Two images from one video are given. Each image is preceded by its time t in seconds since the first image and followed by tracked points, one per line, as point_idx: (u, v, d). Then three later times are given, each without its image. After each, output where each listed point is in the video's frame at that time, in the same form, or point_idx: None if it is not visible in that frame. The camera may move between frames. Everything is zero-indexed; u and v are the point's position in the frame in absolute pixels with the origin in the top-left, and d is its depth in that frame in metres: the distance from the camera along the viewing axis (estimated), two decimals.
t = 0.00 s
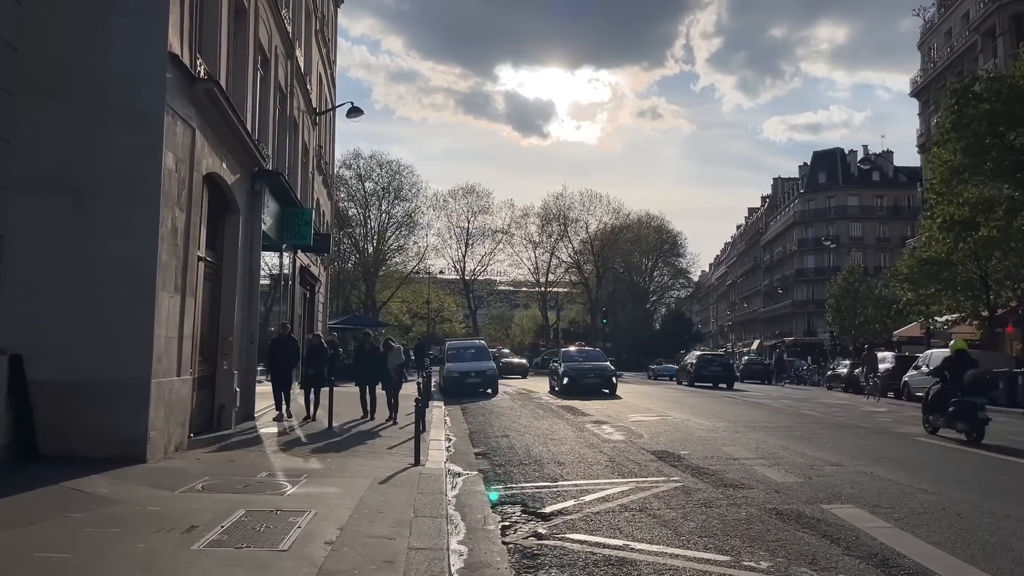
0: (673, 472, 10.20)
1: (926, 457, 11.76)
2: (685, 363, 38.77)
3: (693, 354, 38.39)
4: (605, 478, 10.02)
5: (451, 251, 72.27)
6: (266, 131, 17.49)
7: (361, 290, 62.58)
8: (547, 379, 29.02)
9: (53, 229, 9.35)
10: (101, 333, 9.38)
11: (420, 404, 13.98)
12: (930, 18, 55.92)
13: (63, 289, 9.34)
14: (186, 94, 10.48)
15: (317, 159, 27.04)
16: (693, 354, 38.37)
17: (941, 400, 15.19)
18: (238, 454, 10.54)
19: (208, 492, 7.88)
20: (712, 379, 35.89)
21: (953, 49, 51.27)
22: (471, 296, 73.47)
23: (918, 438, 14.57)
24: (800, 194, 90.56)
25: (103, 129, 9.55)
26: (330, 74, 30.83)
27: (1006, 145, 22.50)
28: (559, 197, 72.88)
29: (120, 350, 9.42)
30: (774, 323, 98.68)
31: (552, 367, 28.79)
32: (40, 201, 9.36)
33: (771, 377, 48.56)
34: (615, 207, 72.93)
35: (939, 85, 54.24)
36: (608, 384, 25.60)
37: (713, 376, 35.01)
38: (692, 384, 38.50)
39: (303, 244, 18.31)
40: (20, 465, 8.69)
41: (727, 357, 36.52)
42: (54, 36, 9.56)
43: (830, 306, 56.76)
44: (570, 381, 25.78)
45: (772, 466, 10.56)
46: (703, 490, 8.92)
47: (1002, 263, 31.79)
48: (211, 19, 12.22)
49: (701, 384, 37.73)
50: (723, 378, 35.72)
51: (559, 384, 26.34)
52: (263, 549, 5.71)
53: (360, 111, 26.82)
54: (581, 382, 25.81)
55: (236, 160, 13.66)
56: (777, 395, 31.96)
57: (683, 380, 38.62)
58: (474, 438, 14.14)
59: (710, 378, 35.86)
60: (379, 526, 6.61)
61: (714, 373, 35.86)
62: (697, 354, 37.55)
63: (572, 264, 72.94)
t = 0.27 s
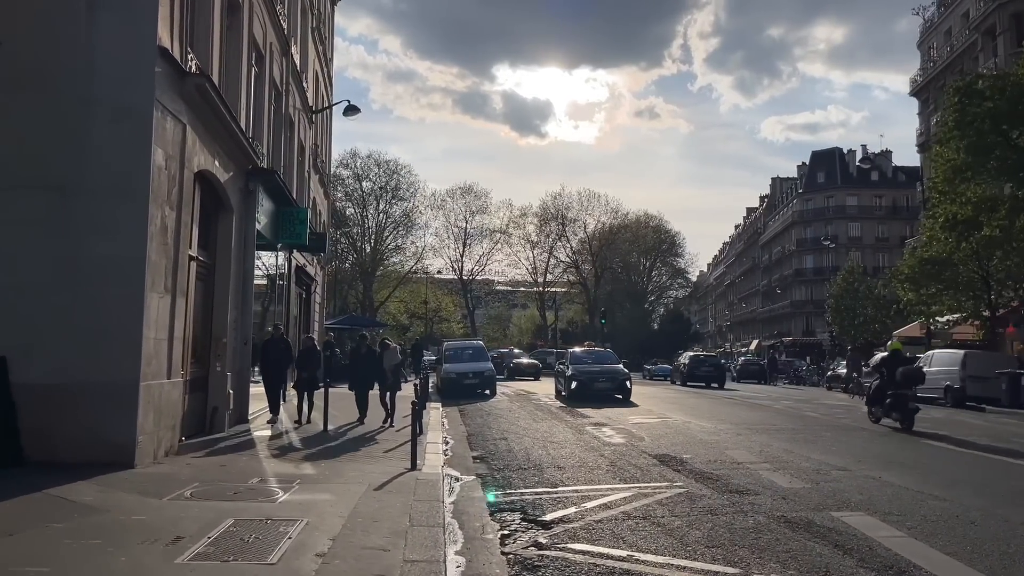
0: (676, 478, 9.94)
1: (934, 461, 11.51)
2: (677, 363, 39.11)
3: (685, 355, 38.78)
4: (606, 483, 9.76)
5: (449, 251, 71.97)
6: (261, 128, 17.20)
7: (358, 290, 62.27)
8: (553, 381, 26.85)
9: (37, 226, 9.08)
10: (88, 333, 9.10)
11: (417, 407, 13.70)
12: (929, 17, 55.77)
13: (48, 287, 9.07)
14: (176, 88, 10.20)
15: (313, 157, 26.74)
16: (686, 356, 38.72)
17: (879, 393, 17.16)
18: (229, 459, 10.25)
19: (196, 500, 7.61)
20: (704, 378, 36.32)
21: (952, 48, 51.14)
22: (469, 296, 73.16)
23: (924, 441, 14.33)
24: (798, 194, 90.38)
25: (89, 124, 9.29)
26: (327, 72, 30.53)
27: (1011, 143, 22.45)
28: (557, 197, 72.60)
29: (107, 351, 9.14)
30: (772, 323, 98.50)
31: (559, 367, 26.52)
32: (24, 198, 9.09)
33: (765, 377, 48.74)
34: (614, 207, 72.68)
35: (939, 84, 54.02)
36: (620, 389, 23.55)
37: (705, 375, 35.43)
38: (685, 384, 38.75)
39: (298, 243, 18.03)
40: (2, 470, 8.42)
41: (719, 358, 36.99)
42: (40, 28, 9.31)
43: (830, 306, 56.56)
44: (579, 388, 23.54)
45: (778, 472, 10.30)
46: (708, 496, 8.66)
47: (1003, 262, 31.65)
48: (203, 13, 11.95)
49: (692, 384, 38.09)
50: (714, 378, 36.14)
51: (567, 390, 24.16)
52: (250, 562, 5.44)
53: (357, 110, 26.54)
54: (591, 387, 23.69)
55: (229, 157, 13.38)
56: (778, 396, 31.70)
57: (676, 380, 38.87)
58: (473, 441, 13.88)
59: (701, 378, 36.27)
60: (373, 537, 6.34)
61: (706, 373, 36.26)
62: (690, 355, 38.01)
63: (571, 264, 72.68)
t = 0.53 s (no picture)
0: (681, 480, 9.73)
1: (942, 464, 11.31)
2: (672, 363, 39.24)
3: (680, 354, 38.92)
4: (609, 486, 9.53)
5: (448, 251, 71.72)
6: (258, 125, 16.97)
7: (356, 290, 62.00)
8: (561, 383, 24.15)
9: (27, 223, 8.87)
10: (78, 333, 8.88)
11: (416, 408, 13.47)
12: (929, 16, 55.62)
13: (37, 286, 8.85)
14: (169, 83, 9.99)
15: (311, 156, 26.49)
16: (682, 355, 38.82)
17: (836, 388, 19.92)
18: (223, 461, 10.04)
19: (188, 504, 7.39)
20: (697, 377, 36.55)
21: (952, 47, 50.98)
22: (468, 296, 72.91)
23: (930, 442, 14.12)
24: (797, 194, 90.19)
25: (79, 118, 9.07)
26: (324, 70, 30.30)
27: (1014, 141, 22.39)
28: (556, 196, 72.37)
29: (98, 351, 8.92)
30: (771, 323, 98.32)
31: (568, 370, 23.79)
32: (13, 194, 8.88)
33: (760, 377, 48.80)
34: (613, 207, 72.44)
35: (938, 83, 53.87)
36: (640, 396, 20.78)
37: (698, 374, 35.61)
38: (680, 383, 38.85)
39: (295, 241, 17.81)
40: None
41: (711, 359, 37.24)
42: (30, 21, 9.10)
43: (830, 306, 56.37)
44: (592, 393, 20.89)
45: (784, 474, 10.10)
46: (714, 500, 8.45)
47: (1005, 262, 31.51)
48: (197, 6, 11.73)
49: (687, 383, 38.22)
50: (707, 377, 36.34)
51: (579, 395, 21.45)
52: (241, 570, 5.24)
53: (354, 108, 26.31)
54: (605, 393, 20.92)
55: (224, 154, 13.15)
56: (779, 396, 31.49)
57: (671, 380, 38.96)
58: (472, 443, 13.66)
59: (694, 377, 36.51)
60: (369, 543, 6.13)
61: (699, 372, 36.50)
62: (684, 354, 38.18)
63: (570, 264, 72.46)
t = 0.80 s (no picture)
0: (687, 482, 9.49)
1: (953, 465, 11.07)
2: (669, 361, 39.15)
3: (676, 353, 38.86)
4: (614, 488, 9.29)
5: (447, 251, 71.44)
6: (255, 121, 16.70)
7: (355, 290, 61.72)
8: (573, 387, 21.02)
9: (15, 217, 8.61)
10: (68, 329, 8.63)
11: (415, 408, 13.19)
12: (930, 15, 55.38)
13: (26, 281, 8.59)
14: (162, 74, 9.74)
15: (309, 154, 26.21)
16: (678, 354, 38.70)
17: (801, 381, 23.39)
18: (216, 462, 9.79)
19: (180, 507, 7.15)
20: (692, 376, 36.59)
21: (954, 46, 50.74)
22: (467, 295, 72.64)
23: (938, 443, 13.88)
24: (797, 193, 89.95)
25: (70, 109, 8.81)
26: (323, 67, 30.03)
27: (1019, 138, 22.17)
28: (555, 196, 72.10)
29: (88, 348, 8.66)
30: (771, 323, 98.08)
31: (580, 371, 20.70)
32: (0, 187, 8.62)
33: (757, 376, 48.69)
34: (612, 206, 72.17)
35: (940, 82, 53.64)
36: (666, 403, 17.62)
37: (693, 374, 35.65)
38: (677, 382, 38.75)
39: (292, 238, 17.55)
40: None
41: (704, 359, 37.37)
42: (19, 9, 8.84)
43: (830, 306, 56.14)
44: (610, 400, 17.77)
45: (793, 476, 9.85)
46: (721, 503, 8.23)
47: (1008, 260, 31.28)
48: None
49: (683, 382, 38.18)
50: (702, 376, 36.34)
51: (596, 401, 18.29)
52: None
53: (353, 105, 26.04)
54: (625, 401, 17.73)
55: (220, 148, 12.89)
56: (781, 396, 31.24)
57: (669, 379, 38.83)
58: (472, 443, 13.40)
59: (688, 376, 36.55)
60: (368, 548, 5.89)
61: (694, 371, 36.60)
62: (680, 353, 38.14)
63: (569, 263, 72.18)
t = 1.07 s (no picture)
0: (691, 488, 9.28)
1: (962, 470, 10.86)
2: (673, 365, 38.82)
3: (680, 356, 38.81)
4: (617, 494, 9.07)
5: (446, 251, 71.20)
6: (251, 119, 16.46)
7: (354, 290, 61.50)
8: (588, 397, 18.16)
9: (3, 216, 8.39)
10: (57, 332, 8.41)
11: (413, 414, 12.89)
12: (931, 14, 55.16)
13: (15, 282, 8.37)
14: (154, 71, 9.52)
15: (307, 153, 25.96)
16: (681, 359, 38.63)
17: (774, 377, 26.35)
18: (209, 467, 9.56)
19: (171, 515, 6.92)
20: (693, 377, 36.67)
21: (955, 45, 50.55)
22: (466, 295, 72.41)
23: (944, 447, 13.69)
24: (797, 194, 89.77)
25: (60, 106, 8.60)
26: (321, 65, 29.78)
27: None
28: (555, 196, 71.86)
29: (78, 350, 8.44)
30: (771, 323, 97.88)
31: (594, 375, 17.79)
32: None
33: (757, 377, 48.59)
34: (612, 206, 71.91)
35: (941, 82, 53.45)
36: (701, 414, 14.68)
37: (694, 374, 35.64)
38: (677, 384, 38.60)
39: (290, 238, 17.30)
40: None
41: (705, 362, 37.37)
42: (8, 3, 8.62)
43: (830, 306, 55.93)
44: (635, 412, 14.77)
45: (800, 482, 9.66)
46: (728, 510, 8.01)
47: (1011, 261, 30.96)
48: None
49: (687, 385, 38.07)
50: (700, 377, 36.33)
51: (617, 413, 15.26)
52: None
53: (350, 104, 25.80)
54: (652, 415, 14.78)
55: (216, 146, 12.66)
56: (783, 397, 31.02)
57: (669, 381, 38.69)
58: (471, 447, 13.19)
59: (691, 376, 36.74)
60: (364, 561, 5.66)
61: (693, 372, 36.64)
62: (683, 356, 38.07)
63: (568, 263, 71.94)
